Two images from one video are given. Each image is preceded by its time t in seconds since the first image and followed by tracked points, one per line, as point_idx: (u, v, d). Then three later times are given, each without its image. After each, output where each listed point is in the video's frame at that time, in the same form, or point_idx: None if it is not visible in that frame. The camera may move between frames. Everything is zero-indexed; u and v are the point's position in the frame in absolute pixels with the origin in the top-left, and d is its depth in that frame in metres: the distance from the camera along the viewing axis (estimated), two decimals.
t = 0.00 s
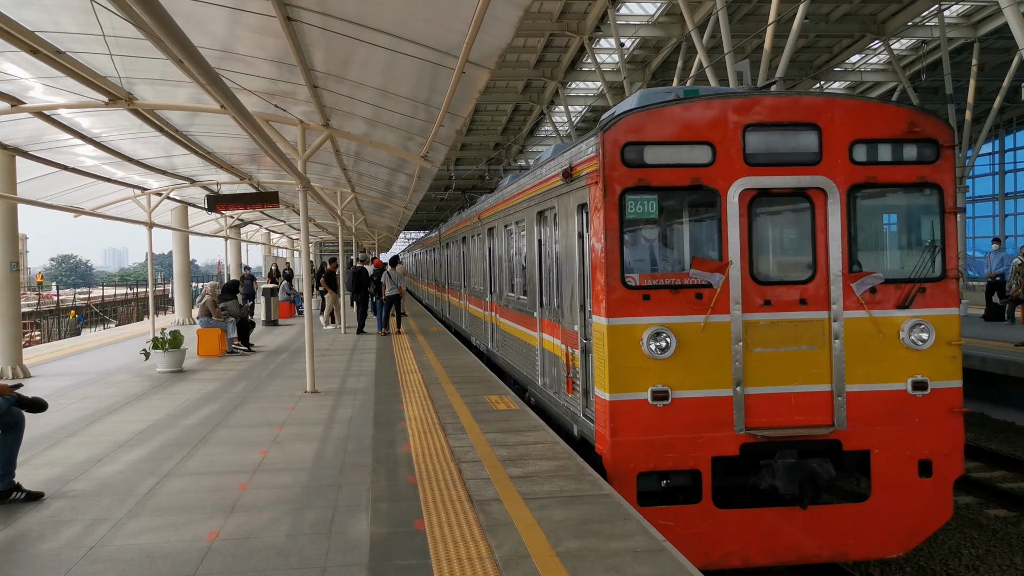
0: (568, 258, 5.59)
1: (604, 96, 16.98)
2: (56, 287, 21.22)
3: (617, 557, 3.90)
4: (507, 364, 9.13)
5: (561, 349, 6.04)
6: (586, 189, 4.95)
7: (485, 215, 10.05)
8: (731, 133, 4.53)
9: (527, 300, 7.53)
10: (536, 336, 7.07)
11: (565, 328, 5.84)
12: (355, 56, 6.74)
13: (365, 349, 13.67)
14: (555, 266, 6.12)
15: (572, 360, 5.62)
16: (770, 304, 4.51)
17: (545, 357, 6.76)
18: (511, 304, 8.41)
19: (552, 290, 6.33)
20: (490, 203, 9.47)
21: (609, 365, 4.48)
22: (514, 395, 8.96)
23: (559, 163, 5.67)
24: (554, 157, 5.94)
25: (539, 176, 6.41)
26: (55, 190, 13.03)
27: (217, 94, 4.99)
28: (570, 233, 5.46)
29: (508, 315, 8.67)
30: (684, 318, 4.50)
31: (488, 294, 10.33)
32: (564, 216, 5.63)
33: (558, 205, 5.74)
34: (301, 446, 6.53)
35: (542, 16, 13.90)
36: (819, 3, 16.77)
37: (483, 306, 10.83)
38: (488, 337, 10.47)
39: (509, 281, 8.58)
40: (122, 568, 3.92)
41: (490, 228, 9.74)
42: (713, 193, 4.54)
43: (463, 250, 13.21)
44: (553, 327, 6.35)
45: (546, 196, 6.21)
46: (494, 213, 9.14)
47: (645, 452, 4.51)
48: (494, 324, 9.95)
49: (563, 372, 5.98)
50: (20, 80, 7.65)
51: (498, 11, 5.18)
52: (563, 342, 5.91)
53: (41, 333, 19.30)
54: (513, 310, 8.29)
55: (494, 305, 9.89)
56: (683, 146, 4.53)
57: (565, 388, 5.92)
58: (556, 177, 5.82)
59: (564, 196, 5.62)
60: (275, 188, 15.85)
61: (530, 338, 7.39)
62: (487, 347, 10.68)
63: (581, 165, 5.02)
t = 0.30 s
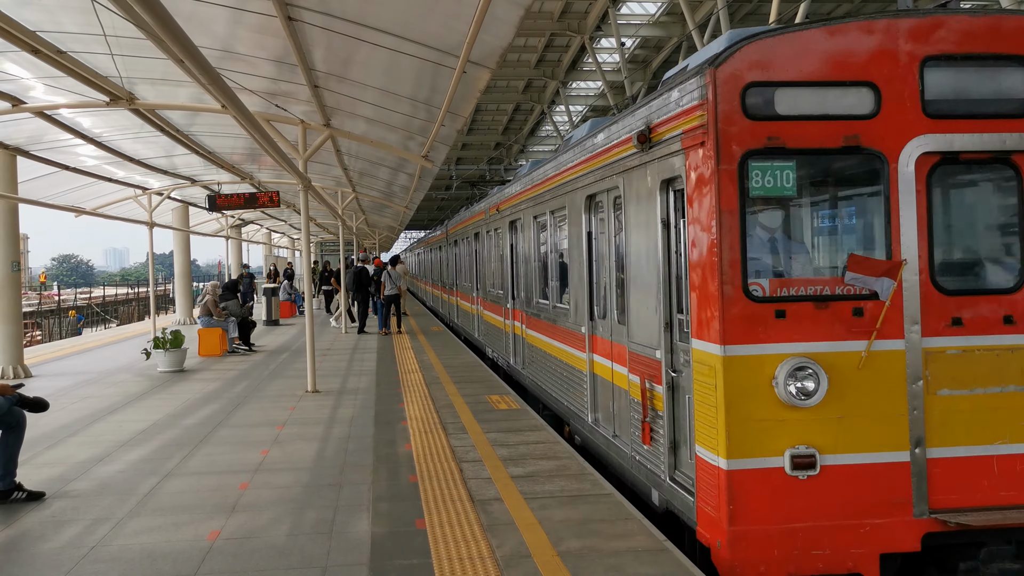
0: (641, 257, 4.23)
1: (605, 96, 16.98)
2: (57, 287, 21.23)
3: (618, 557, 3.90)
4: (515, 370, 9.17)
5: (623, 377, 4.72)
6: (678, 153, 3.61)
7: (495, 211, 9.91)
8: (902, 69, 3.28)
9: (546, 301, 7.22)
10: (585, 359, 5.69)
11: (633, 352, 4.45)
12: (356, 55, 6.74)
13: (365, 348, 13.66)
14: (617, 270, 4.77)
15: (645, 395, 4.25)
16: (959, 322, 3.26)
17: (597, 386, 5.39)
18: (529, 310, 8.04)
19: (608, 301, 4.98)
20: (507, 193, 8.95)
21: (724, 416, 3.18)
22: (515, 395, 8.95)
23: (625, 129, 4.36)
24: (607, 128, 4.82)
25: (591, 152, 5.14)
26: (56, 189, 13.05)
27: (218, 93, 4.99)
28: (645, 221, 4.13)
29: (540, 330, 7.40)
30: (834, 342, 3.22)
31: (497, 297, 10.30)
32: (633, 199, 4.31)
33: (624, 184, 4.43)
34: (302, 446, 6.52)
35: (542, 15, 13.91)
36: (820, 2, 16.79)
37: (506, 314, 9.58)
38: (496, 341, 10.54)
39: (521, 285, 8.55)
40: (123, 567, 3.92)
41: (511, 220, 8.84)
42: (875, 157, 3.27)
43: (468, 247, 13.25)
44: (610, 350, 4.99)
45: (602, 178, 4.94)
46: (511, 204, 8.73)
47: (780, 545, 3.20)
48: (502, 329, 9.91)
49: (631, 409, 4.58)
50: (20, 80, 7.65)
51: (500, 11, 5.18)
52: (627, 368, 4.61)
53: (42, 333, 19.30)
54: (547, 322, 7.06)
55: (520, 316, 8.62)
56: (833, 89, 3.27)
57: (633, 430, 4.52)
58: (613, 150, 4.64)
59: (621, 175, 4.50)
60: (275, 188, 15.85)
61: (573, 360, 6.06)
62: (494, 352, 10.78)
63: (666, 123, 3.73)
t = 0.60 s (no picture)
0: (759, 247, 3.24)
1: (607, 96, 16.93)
2: (59, 286, 21.28)
3: (620, 557, 3.90)
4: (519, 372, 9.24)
5: (758, 442, 3.29)
6: (861, 86, 2.55)
7: (501, 209, 9.88)
8: None
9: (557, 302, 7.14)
10: (649, 391, 4.62)
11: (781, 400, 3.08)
12: (358, 55, 6.73)
13: (367, 348, 13.67)
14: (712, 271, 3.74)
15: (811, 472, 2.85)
16: None
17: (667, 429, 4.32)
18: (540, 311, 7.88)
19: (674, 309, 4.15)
20: (519, 187, 8.72)
21: None
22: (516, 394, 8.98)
23: (736, 70, 3.37)
24: (667, 91, 4.19)
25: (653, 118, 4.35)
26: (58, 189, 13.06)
27: (221, 94, 4.98)
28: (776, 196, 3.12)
29: (583, 348, 6.17)
30: None
31: (501, 297, 10.35)
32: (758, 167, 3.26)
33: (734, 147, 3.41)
34: (303, 446, 6.53)
35: (545, 16, 13.87)
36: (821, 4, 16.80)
37: (535, 328, 8.17)
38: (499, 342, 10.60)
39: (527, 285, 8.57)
40: (124, 567, 3.92)
41: (527, 217, 8.33)
42: None
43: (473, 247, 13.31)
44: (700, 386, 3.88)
45: (672, 145, 4.08)
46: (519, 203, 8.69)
47: None
48: (507, 330, 9.94)
49: (735, 468, 3.51)
50: (23, 80, 7.66)
51: (502, 11, 5.16)
52: (767, 428, 3.19)
53: (43, 333, 19.33)
54: (580, 334, 6.26)
55: (543, 326, 7.76)
56: None
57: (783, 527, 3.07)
58: (678, 117, 4.01)
59: (662, 161, 4.27)
60: (277, 188, 15.87)
61: (643, 398, 4.72)
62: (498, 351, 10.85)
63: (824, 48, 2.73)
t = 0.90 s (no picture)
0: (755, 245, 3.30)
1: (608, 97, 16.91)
2: (59, 287, 21.31)
3: (620, 559, 3.90)
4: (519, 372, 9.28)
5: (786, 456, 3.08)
6: (860, 87, 2.58)
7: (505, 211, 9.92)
8: None
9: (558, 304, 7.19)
10: (654, 396, 4.57)
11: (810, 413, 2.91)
12: (359, 56, 6.73)
13: (367, 349, 13.67)
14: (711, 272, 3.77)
15: (850, 493, 2.65)
16: None
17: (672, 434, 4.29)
18: (541, 314, 7.91)
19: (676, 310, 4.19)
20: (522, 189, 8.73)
21: None
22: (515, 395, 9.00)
23: (738, 71, 3.41)
24: (669, 91, 4.23)
25: (653, 120, 4.41)
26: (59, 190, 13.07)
27: (223, 94, 4.98)
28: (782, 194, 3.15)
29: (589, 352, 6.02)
30: None
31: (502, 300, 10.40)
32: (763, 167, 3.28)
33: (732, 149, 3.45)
34: (304, 446, 6.53)
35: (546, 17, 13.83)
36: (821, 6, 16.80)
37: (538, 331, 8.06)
38: (500, 344, 10.66)
39: (529, 287, 8.57)
40: (125, 567, 3.93)
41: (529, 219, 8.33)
42: None
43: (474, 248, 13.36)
44: (704, 391, 3.83)
45: (671, 147, 4.15)
46: (521, 203, 8.69)
47: None
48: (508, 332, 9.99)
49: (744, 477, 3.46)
50: (24, 80, 7.66)
51: (503, 12, 5.16)
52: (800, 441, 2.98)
53: (43, 333, 19.34)
54: (648, 360, 4.65)
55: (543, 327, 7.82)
56: None
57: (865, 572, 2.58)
58: (677, 119, 4.07)
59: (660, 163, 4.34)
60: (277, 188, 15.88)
61: (655, 407, 4.54)
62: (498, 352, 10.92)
63: (817, 51, 2.79)
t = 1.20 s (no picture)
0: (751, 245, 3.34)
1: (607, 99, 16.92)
2: (58, 288, 21.32)
3: (619, 560, 3.89)
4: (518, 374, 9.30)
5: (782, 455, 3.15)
6: (860, 88, 2.59)
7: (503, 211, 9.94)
8: None
9: (556, 305, 7.21)
10: (653, 396, 4.59)
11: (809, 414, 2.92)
12: (359, 57, 6.74)
13: (366, 350, 13.66)
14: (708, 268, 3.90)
15: (852, 494, 2.66)
16: None
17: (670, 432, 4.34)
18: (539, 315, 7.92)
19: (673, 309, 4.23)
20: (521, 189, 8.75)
21: None
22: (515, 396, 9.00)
23: (741, 70, 3.42)
24: (670, 92, 4.28)
25: (655, 120, 4.44)
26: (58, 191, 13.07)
27: (222, 95, 4.98)
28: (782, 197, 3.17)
29: (587, 352, 6.04)
30: None
31: (501, 301, 10.42)
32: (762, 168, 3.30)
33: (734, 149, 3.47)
34: (303, 447, 6.54)
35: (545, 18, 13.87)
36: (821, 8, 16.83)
37: (536, 330, 8.08)
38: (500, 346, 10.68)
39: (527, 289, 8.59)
40: (124, 568, 3.93)
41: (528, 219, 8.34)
42: None
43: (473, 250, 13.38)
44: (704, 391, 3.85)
45: (672, 147, 4.20)
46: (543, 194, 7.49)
47: None
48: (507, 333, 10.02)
49: (742, 477, 3.49)
50: (23, 81, 7.66)
51: (503, 13, 5.17)
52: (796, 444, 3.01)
53: (43, 334, 19.33)
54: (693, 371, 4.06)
55: (554, 332, 7.25)
56: None
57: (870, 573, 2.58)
58: (678, 119, 4.12)
59: (662, 162, 4.36)
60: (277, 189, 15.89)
61: (654, 407, 4.55)
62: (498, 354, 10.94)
63: (819, 51, 2.80)
